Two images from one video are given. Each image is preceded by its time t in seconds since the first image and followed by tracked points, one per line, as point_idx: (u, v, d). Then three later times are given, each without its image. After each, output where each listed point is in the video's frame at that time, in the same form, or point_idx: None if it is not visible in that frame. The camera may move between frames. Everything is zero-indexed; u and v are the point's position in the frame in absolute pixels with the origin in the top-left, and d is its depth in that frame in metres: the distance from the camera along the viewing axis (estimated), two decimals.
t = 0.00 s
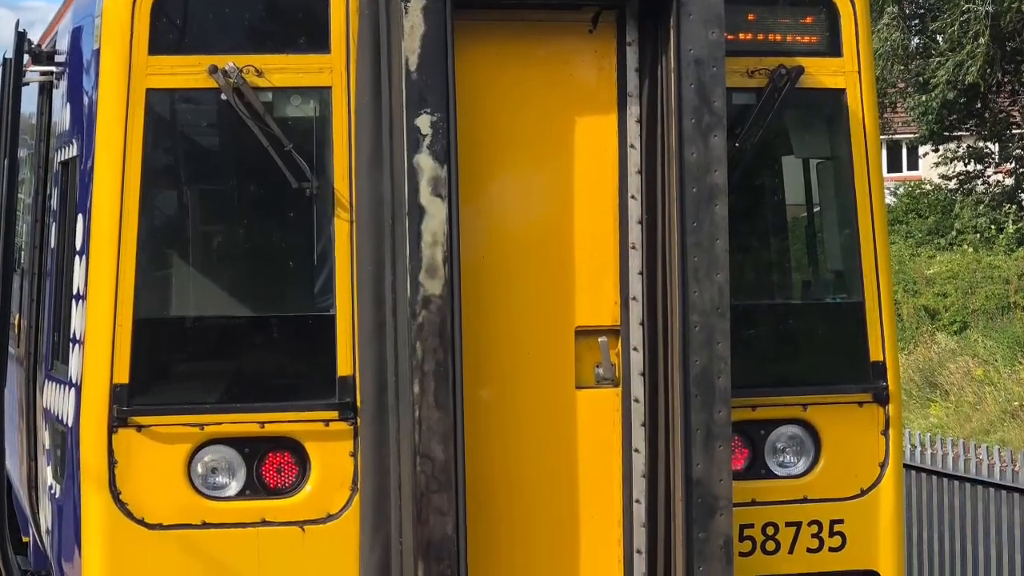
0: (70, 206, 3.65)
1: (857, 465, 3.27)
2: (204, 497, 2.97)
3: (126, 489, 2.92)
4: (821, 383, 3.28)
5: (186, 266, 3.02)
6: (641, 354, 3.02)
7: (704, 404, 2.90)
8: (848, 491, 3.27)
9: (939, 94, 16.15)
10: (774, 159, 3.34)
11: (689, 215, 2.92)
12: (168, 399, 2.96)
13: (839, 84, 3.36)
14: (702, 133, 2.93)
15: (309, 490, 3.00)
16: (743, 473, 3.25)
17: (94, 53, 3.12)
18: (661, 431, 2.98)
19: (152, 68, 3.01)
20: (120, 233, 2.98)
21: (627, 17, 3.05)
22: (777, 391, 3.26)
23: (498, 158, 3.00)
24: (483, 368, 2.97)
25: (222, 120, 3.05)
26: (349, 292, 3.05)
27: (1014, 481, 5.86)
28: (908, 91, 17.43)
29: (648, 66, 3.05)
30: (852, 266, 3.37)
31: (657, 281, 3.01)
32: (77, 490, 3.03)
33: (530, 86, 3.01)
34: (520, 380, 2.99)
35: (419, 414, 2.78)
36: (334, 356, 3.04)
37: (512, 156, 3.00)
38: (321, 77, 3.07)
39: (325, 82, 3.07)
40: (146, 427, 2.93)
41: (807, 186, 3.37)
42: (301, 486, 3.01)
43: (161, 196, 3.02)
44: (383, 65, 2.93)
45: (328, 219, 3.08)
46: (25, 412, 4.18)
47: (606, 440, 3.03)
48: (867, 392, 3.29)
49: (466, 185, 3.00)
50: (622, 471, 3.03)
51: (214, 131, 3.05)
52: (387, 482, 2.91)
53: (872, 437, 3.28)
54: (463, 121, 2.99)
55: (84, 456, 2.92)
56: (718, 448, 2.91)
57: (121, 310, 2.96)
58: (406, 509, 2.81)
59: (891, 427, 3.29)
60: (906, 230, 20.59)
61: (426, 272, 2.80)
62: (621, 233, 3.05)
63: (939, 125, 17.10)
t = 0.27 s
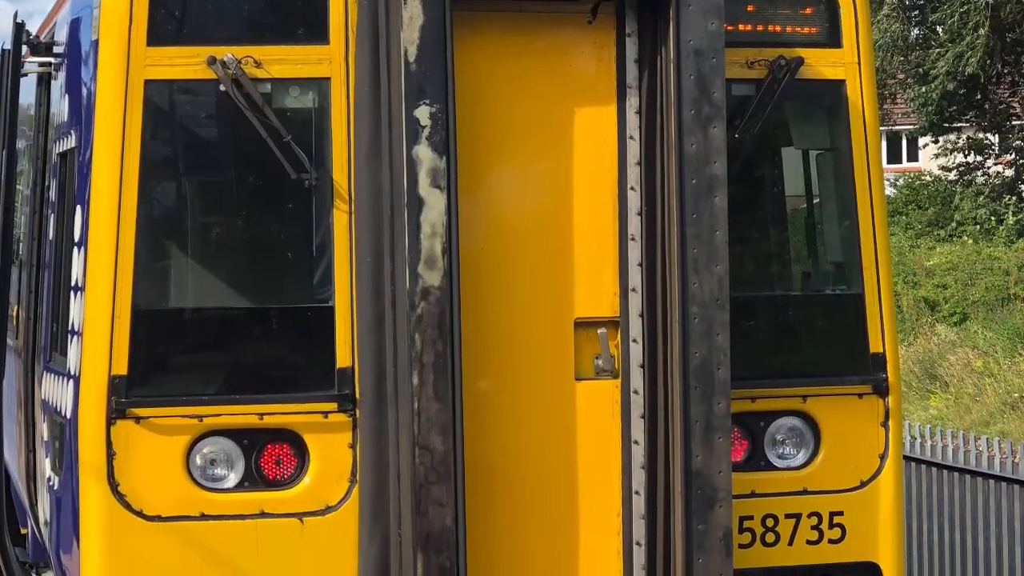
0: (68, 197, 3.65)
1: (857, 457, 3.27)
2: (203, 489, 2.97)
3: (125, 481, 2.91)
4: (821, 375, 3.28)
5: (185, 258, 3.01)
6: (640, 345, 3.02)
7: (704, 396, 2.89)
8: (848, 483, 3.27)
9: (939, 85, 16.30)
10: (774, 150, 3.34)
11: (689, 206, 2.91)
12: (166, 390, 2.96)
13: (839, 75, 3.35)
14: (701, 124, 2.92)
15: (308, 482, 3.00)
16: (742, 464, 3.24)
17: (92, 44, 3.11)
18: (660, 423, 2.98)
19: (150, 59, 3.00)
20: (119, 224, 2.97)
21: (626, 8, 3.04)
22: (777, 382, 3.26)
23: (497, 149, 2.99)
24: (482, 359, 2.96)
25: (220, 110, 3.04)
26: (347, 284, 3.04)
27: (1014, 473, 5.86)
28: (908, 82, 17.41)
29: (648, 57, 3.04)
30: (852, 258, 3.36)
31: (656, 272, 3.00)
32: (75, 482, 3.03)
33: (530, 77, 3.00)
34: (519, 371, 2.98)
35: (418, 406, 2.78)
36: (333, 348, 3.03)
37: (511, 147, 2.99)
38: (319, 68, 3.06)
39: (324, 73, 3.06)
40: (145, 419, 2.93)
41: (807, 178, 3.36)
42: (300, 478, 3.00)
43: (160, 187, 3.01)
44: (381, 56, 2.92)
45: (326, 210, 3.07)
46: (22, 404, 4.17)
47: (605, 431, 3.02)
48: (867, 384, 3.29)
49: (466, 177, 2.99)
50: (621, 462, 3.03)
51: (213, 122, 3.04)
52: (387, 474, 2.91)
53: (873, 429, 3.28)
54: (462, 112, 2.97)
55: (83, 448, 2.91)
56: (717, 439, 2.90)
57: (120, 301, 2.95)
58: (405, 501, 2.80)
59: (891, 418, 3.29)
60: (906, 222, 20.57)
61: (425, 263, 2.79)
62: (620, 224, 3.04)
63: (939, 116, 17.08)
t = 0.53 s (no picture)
0: (66, 189, 3.64)
1: (857, 448, 3.27)
2: (202, 481, 2.96)
3: (124, 473, 2.91)
4: (821, 367, 3.27)
5: (184, 249, 3.00)
6: (640, 337, 3.00)
7: (703, 388, 2.89)
8: (848, 475, 3.26)
9: (939, 76, 16.29)
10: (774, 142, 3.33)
11: (688, 198, 2.90)
12: (165, 381, 2.95)
13: (839, 66, 3.34)
14: (701, 115, 2.91)
15: (307, 473, 2.99)
16: (742, 456, 3.24)
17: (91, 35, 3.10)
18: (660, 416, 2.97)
19: (148, 50, 2.99)
20: (117, 216, 2.96)
21: None
22: (777, 374, 3.25)
23: (496, 141, 2.98)
24: (481, 351, 2.96)
25: (219, 102, 3.03)
26: (346, 275, 3.03)
27: (1015, 464, 5.86)
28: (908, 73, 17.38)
29: (648, 48, 3.02)
30: (852, 249, 3.35)
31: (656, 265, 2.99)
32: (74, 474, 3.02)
33: (529, 68, 2.99)
34: (519, 363, 2.97)
35: (417, 398, 2.77)
36: (332, 340, 3.03)
37: (510, 138, 2.98)
38: (317, 59, 3.04)
39: (322, 64, 3.05)
40: (144, 411, 2.92)
41: (807, 169, 3.35)
42: (299, 469, 3.00)
43: (159, 179, 3.00)
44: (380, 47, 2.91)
45: (325, 201, 3.05)
46: (21, 396, 4.17)
47: (605, 423, 3.01)
48: (867, 375, 3.28)
49: (465, 168, 2.98)
50: (620, 454, 3.02)
51: (211, 113, 3.03)
52: (385, 465, 2.90)
53: (873, 421, 3.27)
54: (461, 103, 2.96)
55: (82, 440, 2.91)
56: (716, 431, 2.89)
57: (119, 293, 2.95)
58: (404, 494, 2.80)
59: (891, 410, 3.28)
60: (906, 213, 20.55)
61: (424, 254, 2.78)
62: (620, 215, 3.03)
63: (939, 107, 17.07)
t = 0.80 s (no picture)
0: (64, 180, 3.64)
1: (857, 440, 3.26)
2: (200, 473, 2.95)
3: (122, 465, 2.90)
4: (821, 358, 3.27)
5: (182, 240, 3.00)
6: (640, 329, 2.99)
7: (702, 379, 2.88)
8: (848, 467, 3.26)
9: (939, 67, 16.27)
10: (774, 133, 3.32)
11: (688, 189, 2.89)
12: (164, 373, 2.94)
13: (839, 57, 3.33)
14: (700, 106, 2.91)
15: (306, 465, 2.99)
16: (741, 448, 3.24)
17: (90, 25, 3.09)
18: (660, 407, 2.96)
19: (147, 41, 2.98)
20: (116, 207, 2.95)
21: None
22: (777, 366, 3.24)
23: (496, 132, 2.97)
24: (480, 343, 2.95)
25: (217, 93, 3.02)
26: (346, 267, 3.03)
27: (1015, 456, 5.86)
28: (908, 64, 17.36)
29: (647, 39, 3.01)
30: (852, 241, 3.34)
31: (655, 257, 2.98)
32: (72, 466, 3.02)
33: (529, 59, 2.98)
34: (518, 355, 2.97)
35: (416, 389, 2.77)
36: (331, 331, 3.02)
37: (509, 129, 2.97)
38: (315, 50, 3.03)
39: (320, 54, 3.04)
40: (142, 403, 2.91)
41: (807, 160, 3.35)
42: (298, 461, 2.99)
43: (158, 170, 2.99)
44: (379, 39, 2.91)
45: (324, 192, 3.05)
46: (19, 387, 4.18)
47: (604, 415, 3.00)
48: (867, 367, 3.28)
49: (464, 159, 2.97)
50: (620, 445, 3.01)
51: (210, 104, 3.02)
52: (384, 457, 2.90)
53: (873, 413, 3.27)
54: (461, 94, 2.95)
55: (81, 432, 2.90)
56: (716, 423, 2.89)
57: (118, 284, 2.93)
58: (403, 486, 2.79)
59: (891, 402, 3.28)
60: (905, 203, 20.53)
61: (423, 246, 2.78)
62: (620, 206, 3.02)
63: (938, 98, 17.07)
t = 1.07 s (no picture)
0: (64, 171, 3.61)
1: (857, 431, 3.26)
2: (199, 464, 2.95)
3: (120, 457, 2.90)
4: (821, 350, 3.26)
5: (181, 231, 2.99)
6: (640, 320, 2.98)
7: (701, 371, 2.88)
8: (847, 459, 3.26)
9: (939, 58, 16.27)
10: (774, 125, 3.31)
11: (687, 180, 2.89)
12: (163, 364, 2.94)
13: (838, 49, 3.32)
14: (700, 98, 2.90)
15: (305, 457, 2.98)
16: (740, 440, 3.23)
17: (89, 16, 3.08)
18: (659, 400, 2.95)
19: (145, 32, 2.97)
20: (114, 198, 2.94)
21: None
22: (776, 357, 3.24)
23: (495, 124, 2.96)
24: (479, 335, 2.94)
25: (216, 84, 3.01)
26: (345, 258, 3.02)
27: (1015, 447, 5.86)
28: (908, 56, 17.34)
29: (646, 30, 3.00)
30: (852, 232, 3.33)
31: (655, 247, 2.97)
32: (71, 458, 3.01)
33: (528, 51, 2.97)
34: (517, 347, 2.96)
35: (415, 381, 2.76)
36: (330, 323, 3.01)
37: (508, 121, 2.96)
38: (315, 41, 3.02)
39: (319, 46, 3.03)
40: (140, 394, 2.91)
41: (807, 152, 3.34)
42: (297, 453, 2.98)
43: (156, 162, 2.98)
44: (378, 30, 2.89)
45: (323, 184, 3.04)
46: (18, 379, 4.18)
47: (603, 408, 3.00)
48: (867, 359, 3.27)
49: (462, 151, 2.96)
50: (619, 437, 3.00)
51: (208, 95, 3.01)
52: (383, 449, 2.89)
53: (873, 405, 3.26)
54: (460, 85, 2.94)
55: (79, 423, 2.89)
56: (715, 415, 2.89)
57: (116, 276, 2.93)
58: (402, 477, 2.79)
59: (891, 393, 3.27)
60: (904, 194, 20.28)
61: (422, 237, 2.78)
62: (619, 197, 3.01)
63: (938, 90, 17.07)
